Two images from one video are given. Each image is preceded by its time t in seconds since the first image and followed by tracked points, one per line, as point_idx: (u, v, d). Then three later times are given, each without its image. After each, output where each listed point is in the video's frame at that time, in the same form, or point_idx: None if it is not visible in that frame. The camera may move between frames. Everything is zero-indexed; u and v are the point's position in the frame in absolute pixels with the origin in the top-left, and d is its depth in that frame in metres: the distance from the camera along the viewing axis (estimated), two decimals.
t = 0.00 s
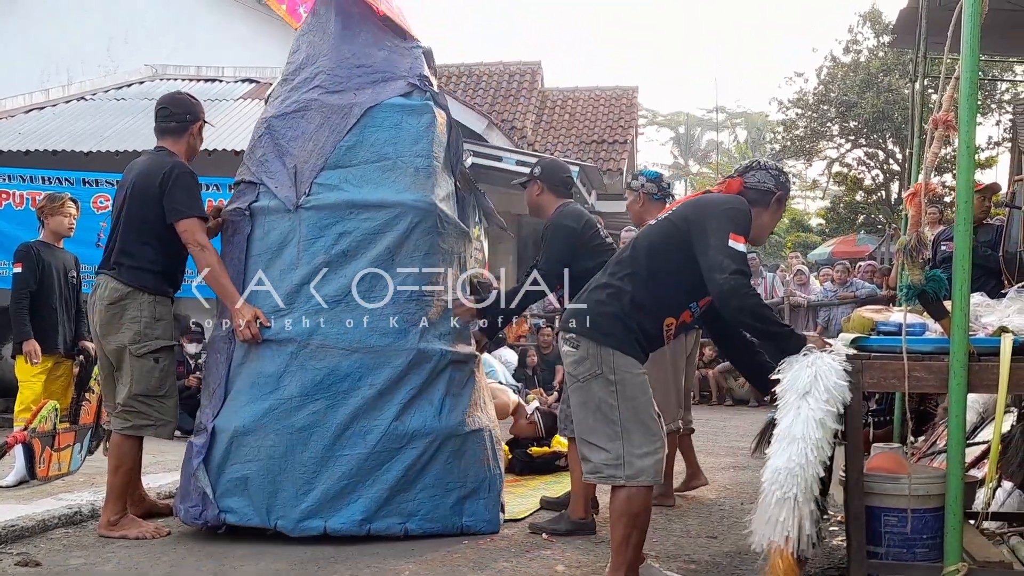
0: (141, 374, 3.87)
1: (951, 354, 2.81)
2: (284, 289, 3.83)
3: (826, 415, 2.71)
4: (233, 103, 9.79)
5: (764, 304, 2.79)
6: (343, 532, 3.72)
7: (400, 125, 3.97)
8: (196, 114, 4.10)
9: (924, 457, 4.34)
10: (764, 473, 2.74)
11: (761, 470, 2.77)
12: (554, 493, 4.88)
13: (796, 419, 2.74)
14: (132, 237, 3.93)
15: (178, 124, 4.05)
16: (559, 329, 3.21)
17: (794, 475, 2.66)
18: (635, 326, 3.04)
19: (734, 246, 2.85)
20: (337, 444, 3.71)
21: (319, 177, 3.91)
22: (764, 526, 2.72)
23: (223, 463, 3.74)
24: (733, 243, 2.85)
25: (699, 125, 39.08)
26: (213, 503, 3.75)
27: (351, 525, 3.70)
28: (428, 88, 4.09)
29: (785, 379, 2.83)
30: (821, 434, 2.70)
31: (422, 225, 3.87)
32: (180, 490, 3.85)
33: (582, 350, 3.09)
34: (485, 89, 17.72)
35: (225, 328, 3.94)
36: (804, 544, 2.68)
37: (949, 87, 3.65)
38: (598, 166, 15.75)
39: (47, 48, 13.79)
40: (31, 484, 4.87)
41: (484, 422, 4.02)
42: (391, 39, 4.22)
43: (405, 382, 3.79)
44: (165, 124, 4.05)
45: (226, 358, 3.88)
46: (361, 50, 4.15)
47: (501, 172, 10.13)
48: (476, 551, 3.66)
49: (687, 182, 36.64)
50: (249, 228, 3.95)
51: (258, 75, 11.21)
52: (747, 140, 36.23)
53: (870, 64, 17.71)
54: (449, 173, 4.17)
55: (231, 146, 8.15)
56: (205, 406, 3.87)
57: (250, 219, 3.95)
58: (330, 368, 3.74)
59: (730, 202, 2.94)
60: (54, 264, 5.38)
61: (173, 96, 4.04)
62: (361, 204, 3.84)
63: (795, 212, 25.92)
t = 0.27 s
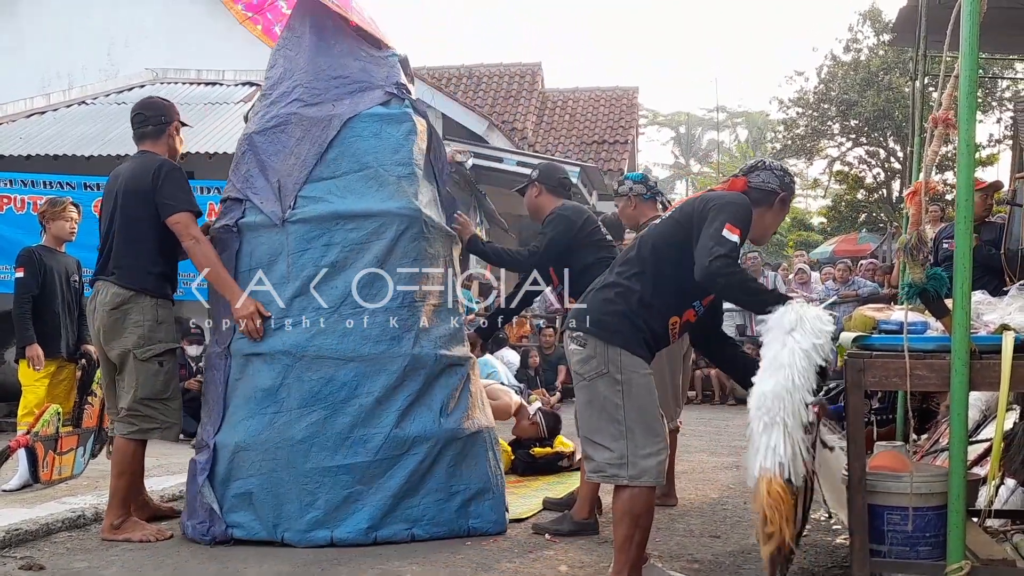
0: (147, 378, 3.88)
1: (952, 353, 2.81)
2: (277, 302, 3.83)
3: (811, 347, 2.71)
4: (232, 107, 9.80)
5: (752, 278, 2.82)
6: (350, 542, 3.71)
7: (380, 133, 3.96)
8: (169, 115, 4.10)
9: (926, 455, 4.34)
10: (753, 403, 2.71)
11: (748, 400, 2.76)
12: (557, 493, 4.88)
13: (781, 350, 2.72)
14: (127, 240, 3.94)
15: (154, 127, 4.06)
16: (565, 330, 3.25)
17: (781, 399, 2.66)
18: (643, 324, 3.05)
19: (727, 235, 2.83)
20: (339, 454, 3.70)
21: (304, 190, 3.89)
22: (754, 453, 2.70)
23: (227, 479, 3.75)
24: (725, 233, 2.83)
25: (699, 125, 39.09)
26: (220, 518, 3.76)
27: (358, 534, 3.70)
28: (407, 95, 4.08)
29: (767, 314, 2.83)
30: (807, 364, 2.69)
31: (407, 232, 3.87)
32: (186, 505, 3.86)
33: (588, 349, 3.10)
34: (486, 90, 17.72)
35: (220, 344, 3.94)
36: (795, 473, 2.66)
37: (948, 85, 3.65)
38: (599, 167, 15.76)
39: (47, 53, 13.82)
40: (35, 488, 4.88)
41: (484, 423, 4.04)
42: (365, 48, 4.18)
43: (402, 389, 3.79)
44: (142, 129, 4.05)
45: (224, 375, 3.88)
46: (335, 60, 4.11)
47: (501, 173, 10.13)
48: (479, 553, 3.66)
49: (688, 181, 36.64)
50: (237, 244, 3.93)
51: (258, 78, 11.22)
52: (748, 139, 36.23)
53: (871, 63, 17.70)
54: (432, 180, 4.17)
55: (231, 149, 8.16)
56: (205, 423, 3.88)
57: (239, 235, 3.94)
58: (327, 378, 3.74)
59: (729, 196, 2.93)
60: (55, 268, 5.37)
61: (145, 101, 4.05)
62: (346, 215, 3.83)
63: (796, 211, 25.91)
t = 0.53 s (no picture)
0: (139, 377, 3.88)
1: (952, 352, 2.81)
2: (275, 303, 3.83)
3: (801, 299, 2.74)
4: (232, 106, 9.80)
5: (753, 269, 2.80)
6: (351, 541, 3.71)
7: (374, 132, 3.95)
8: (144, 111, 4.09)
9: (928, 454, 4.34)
10: (740, 346, 2.79)
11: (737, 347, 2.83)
12: (559, 492, 4.89)
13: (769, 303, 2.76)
14: (115, 241, 3.96)
15: (129, 126, 4.06)
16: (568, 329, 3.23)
17: (770, 343, 2.71)
18: (645, 322, 3.05)
19: (731, 228, 2.83)
20: (338, 453, 3.71)
21: (298, 190, 3.90)
22: (740, 396, 2.78)
23: (228, 479, 3.76)
24: (729, 227, 2.83)
25: (700, 124, 39.08)
26: (221, 518, 3.76)
27: (358, 533, 3.69)
28: (400, 94, 4.08)
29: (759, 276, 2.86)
30: (796, 314, 2.73)
31: (402, 232, 3.87)
32: (187, 504, 3.86)
33: (591, 346, 3.09)
34: (486, 89, 17.70)
35: (218, 343, 3.93)
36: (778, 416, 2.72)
37: (948, 84, 3.65)
38: (600, 166, 15.75)
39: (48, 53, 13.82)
40: (36, 488, 4.88)
41: (483, 423, 4.04)
42: (359, 48, 4.18)
43: (400, 389, 3.79)
44: (119, 131, 4.07)
45: (223, 376, 3.88)
46: (329, 60, 4.11)
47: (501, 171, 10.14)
48: (480, 552, 3.67)
49: (689, 180, 36.63)
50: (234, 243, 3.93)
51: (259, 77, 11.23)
52: (749, 138, 36.22)
53: (871, 61, 17.70)
54: (427, 179, 4.18)
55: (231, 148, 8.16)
56: (205, 423, 3.88)
57: (234, 235, 3.93)
58: (324, 379, 3.74)
59: (734, 192, 2.94)
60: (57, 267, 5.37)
61: (116, 102, 4.06)
62: (341, 215, 3.83)
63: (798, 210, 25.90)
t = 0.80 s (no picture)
0: (139, 372, 3.88)
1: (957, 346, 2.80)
2: (280, 299, 3.84)
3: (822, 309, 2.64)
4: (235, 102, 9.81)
5: (761, 266, 2.79)
6: (357, 537, 3.71)
7: (378, 128, 3.95)
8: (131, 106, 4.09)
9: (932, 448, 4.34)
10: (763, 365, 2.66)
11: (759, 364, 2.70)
12: (563, 487, 4.89)
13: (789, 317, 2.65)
14: (104, 241, 4.01)
15: (116, 124, 4.08)
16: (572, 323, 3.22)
17: (794, 360, 2.59)
18: (649, 317, 3.05)
19: (737, 223, 2.84)
20: (343, 449, 3.72)
21: (303, 186, 3.90)
22: (766, 419, 2.65)
23: (233, 475, 3.77)
24: (734, 221, 2.84)
25: (704, 118, 39.00)
26: (227, 514, 3.78)
27: (363, 528, 3.70)
28: (404, 90, 4.08)
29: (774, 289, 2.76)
30: (818, 326, 2.62)
31: (406, 227, 3.87)
32: (193, 500, 3.87)
33: (594, 341, 3.09)
34: (489, 84, 17.69)
35: (223, 339, 3.94)
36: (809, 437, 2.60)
37: (953, 77, 3.64)
38: (604, 160, 15.73)
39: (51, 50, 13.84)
40: (42, 484, 4.90)
41: (489, 418, 4.03)
42: (363, 44, 4.18)
43: (404, 385, 3.79)
44: (108, 130, 4.09)
45: (228, 372, 3.89)
46: (333, 56, 4.11)
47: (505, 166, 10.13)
48: (485, 546, 3.67)
49: (693, 174, 36.57)
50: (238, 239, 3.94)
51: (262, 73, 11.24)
52: (753, 132, 36.14)
53: (876, 54, 17.65)
54: (431, 174, 4.18)
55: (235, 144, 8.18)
56: (209, 418, 3.89)
57: (239, 231, 3.95)
58: (329, 374, 3.75)
59: (739, 187, 2.95)
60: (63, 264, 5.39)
61: (104, 99, 4.06)
62: (345, 211, 3.83)
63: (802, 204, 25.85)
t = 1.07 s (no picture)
0: (148, 364, 3.89)
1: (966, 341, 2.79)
2: (286, 292, 3.83)
3: (845, 334, 2.67)
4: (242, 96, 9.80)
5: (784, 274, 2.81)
6: (363, 530, 3.72)
7: (384, 121, 3.95)
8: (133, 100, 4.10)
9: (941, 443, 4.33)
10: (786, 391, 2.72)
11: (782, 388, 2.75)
12: (569, 481, 4.89)
13: (812, 341, 2.69)
14: (114, 229, 4.01)
15: (115, 120, 4.09)
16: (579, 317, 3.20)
17: (816, 388, 2.65)
18: (657, 312, 3.04)
19: (756, 224, 2.85)
20: (349, 442, 3.72)
21: (309, 179, 3.89)
22: (789, 444, 2.70)
23: (240, 467, 3.77)
24: (754, 222, 2.85)
25: (711, 112, 38.89)
26: (233, 507, 3.78)
27: (370, 521, 3.71)
28: (410, 83, 4.07)
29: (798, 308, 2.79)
30: (841, 352, 2.65)
31: (413, 221, 3.86)
32: (200, 493, 3.88)
33: (602, 335, 3.08)
34: (496, 78, 17.66)
35: (229, 332, 3.93)
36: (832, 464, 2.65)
37: (961, 71, 3.63)
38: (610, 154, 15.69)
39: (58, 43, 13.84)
40: (50, 476, 4.91)
41: (494, 411, 4.02)
42: (368, 37, 4.17)
43: (411, 379, 3.79)
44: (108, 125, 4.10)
45: (234, 365, 3.89)
46: (339, 49, 4.10)
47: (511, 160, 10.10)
48: (491, 540, 3.67)
49: (700, 169, 36.47)
50: (244, 232, 3.94)
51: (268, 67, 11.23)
52: (760, 126, 36.02)
53: (884, 48, 17.56)
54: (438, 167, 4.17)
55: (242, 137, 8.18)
56: (216, 411, 3.89)
57: (245, 224, 3.94)
58: (335, 368, 3.75)
59: (756, 184, 2.94)
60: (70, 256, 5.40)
61: (105, 93, 4.06)
62: (352, 204, 3.83)
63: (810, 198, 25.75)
